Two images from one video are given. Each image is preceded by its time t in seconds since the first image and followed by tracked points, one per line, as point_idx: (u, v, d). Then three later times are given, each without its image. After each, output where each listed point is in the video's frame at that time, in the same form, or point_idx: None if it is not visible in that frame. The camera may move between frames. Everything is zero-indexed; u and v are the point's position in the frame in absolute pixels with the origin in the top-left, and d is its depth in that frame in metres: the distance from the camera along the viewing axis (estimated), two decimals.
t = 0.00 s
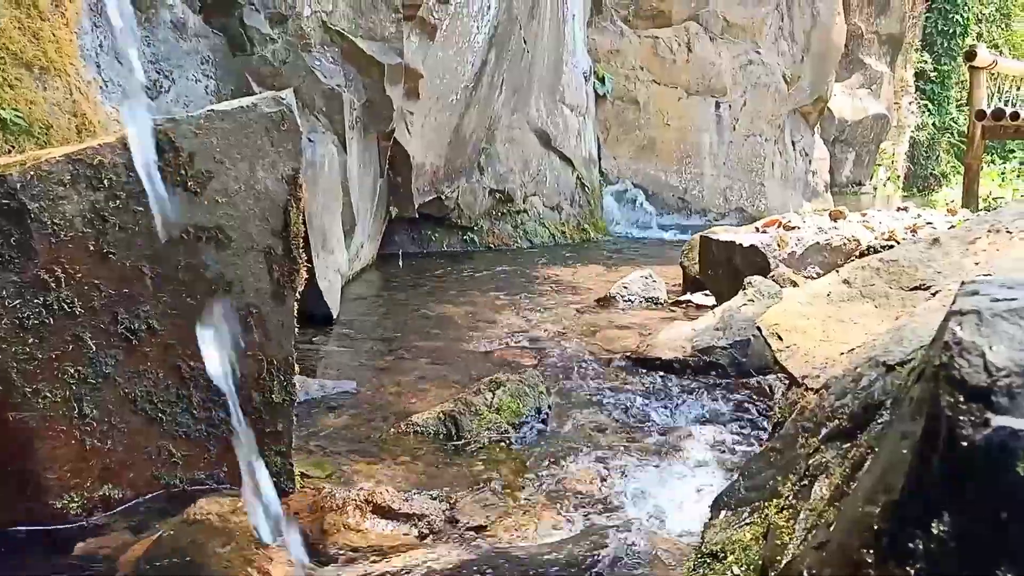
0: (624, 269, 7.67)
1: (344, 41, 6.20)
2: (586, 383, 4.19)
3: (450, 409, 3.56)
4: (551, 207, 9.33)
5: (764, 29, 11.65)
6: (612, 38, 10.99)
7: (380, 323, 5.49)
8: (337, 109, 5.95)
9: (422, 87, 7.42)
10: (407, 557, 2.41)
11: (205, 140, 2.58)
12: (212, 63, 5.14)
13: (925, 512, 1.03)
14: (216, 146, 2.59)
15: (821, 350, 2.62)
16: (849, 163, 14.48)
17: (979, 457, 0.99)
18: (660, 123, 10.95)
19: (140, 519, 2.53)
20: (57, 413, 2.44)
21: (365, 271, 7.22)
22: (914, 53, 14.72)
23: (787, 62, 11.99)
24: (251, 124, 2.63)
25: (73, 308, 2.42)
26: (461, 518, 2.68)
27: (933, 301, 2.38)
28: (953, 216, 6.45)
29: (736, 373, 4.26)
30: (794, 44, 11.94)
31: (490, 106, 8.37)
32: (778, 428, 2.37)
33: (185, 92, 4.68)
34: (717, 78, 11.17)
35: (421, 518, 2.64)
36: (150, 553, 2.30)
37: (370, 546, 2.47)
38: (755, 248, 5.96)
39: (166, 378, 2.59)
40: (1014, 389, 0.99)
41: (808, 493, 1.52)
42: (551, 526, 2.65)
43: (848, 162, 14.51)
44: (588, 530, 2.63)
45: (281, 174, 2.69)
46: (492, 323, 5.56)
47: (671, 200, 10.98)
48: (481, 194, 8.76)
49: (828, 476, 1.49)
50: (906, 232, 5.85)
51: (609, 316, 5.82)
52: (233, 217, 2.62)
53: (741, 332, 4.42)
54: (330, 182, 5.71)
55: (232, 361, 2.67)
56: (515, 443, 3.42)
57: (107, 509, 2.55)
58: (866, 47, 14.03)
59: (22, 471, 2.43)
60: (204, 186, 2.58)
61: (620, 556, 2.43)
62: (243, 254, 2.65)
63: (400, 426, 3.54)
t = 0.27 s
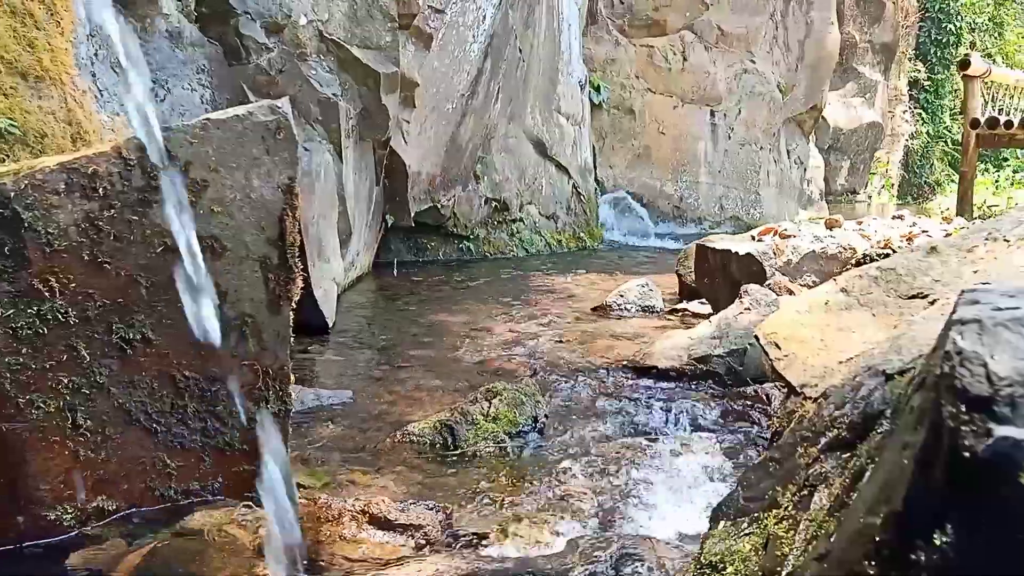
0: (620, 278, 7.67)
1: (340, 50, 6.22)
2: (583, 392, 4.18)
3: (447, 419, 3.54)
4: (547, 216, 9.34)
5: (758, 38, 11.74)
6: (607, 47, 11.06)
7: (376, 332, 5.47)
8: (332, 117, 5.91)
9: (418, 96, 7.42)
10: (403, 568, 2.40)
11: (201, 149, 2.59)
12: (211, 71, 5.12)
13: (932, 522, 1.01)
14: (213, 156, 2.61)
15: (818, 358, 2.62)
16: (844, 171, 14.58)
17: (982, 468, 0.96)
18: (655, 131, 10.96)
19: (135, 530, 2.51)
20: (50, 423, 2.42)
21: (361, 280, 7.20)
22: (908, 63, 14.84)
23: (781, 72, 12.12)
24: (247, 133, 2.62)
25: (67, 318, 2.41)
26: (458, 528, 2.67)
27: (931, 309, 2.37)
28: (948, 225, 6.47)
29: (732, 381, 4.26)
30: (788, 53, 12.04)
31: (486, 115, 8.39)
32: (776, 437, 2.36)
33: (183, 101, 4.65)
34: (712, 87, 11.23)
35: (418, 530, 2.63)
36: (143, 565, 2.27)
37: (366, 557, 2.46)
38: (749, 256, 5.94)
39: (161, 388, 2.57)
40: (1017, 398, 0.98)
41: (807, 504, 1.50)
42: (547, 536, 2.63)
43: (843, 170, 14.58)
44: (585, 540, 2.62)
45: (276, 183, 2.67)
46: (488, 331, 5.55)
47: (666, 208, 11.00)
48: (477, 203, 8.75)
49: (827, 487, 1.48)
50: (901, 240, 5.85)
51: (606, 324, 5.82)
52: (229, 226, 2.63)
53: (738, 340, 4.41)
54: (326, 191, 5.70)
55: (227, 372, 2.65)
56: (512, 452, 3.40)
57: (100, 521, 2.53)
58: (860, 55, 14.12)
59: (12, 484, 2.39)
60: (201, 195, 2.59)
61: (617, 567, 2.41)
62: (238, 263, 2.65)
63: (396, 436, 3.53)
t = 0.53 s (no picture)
0: (615, 285, 7.67)
1: (335, 57, 6.24)
2: (579, 400, 4.17)
3: (442, 427, 3.52)
4: (542, 223, 9.34)
5: (752, 47, 11.67)
6: (602, 55, 11.10)
7: (371, 340, 5.45)
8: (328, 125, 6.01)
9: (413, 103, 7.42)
10: None
11: (195, 155, 2.56)
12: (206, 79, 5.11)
13: (934, 532, 1.00)
14: (207, 162, 2.58)
15: (815, 366, 2.60)
16: (838, 179, 14.88)
17: (984, 477, 0.96)
18: (650, 139, 11.02)
19: (127, 541, 2.48)
20: (42, 432, 2.40)
21: (356, 287, 7.18)
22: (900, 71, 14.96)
23: (775, 80, 12.02)
24: (241, 139, 2.62)
25: (60, 326, 2.39)
26: (454, 537, 2.65)
27: (930, 316, 2.36)
28: (943, 232, 6.48)
29: (729, 389, 4.23)
30: (783, 62, 12.02)
31: (481, 122, 8.40)
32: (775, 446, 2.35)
33: (176, 108, 4.66)
34: (706, 94, 11.27)
35: (413, 539, 2.62)
36: None
37: (360, 567, 2.45)
38: (745, 263, 5.93)
39: (153, 397, 2.54)
40: (1019, 407, 0.98)
41: (807, 513, 1.49)
42: (543, 546, 2.61)
43: (837, 178, 14.90)
44: (581, 548, 2.60)
45: (271, 190, 2.67)
46: (483, 339, 5.53)
47: (662, 216, 11.00)
48: (472, 211, 8.73)
49: (827, 496, 1.47)
50: (896, 247, 5.86)
51: (601, 332, 5.81)
52: (224, 234, 2.60)
53: (735, 347, 4.41)
54: (321, 198, 5.68)
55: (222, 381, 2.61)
56: (508, 461, 3.39)
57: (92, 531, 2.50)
58: (854, 63, 14.12)
59: (6, 494, 2.38)
60: (195, 203, 2.57)
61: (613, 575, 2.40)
62: (233, 271, 2.62)
63: (391, 444, 3.51)
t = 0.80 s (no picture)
0: (612, 291, 7.67)
1: (333, 63, 6.26)
2: (576, 407, 4.15)
3: (440, 433, 3.51)
4: (539, 229, 9.34)
5: (748, 53, 11.85)
6: (599, 61, 11.14)
7: (368, 346, 5.44)
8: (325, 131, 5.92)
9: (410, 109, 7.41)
10: None
11: (191, 162, 2.57)
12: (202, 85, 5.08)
13: (936, 539, 0.99)
14: (204, 167, 2.58)
15: (816, 372, 2.59)
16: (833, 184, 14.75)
17: (987, 485, 0.95)
18: (647, 145, 10.98)
19: (122, 549, 2.47)
20: (37, 439, 2.37)
21: (352, 293, 7.16)
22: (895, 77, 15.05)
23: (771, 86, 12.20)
24: (239, 145, 2.61)
25: (55, 333, 2.36)
26: (452, 544, 2.63)
27: (929, 322, 2.36)
28: (939, 238, 6.50)
29: (727, 395, 4.23)
30: (778, 67, 12.13)
31: (478, 129, 8.41)
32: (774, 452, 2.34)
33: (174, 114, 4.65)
34: (703, 100, 11.28)
35: (411, 546, 2.60)
36: None
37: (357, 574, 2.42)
38: (743, 268, 5.92)
39: (150, 404, 2.54)
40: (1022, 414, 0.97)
41: (808, 520, 1.48)
42: (542, 553, 2.60)
43: (833, 184, 14.80)
44: (580, 556, 2.59)
45: (269, 196, 2.64)
46: (481, 345, 5.52)
47: (659, 222, 10.99)
48: (469, 216, 8.67)
49: (828, 503, 1.46)
50: (893, 253, 5.86)
51: (599, 338, 5.80)
52: (220, 240, 2.59)
53: (733, 353, 4.40)
54: (318, 205, 5.66)
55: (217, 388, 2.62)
56: (505, 467, 3.37)
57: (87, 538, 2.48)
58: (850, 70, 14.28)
59: None
60: (191, 209, 2.56)
61: None
62: (229, 277, 2.61)
63: (389, 451, 3.50)
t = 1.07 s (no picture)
0: (610, 295, 7.66)
1: (330, 66, 6.20)
2: (574, 411, 4.14)
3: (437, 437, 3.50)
4: (537, 233, 9.34)
5: (745, 58, 11.75)
6: (596, 67, 11.17)
7: (365, 350, 5.42)
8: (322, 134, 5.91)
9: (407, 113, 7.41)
10: None
11: (189, 165, 2.54)
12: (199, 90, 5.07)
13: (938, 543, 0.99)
14: (200, 171, 2.55)
15: (814, 376, 2.59)
16: (831, 189, 14.90)
17: (989, 488, 0.94)
18: (644, 149, 11.04)
19: (118, 555, 2.45)
20: (33, 443, 2.37)
21: (350, 298, 7.15)
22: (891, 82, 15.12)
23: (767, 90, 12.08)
24: (236, 148, 2.59)
25: (51, 337, 2.36)
26: (450, 549, 2.62)
27: (927, 326, 2.35)
28: (937, 242, 6.50)
29: (724, 400, 4.23)
30: (775, 73, 12.08)
31: (475, 133, 8.45)
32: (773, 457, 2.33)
33: (170, 118, 4.65)
34: (700, 105, 11.32)
35: (409, 551, 2.59)
36: None
37: None
38: (741, 273, 5.95)
39: (146, 408, 2.51)
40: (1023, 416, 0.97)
41: (808, 524, 1.48)
42: (539, 558, 2.59)
43: (830, 188, 14.81)
44: (578, 560, 2.58)
45: (266, 200, 2.65)
46: (478, 349, 5.51)
47: (656, 226, 10.99)
48: (467, 221, 8.69)
49: (827, 507, 1.46)
50: (891, 257, 5.86)
51: (596, 342, 5.80)
52: (217, 243, 2.57)
53: (731, 357, 4.40)
54: (315, 209, 5.65)
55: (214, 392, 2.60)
56: (503, 472, 3.37)
57: (82, 543, 2.47)
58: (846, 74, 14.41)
59: None
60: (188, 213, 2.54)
61: None
62: (226, 282, 2.59)
63: (386, 455, 3.49)
